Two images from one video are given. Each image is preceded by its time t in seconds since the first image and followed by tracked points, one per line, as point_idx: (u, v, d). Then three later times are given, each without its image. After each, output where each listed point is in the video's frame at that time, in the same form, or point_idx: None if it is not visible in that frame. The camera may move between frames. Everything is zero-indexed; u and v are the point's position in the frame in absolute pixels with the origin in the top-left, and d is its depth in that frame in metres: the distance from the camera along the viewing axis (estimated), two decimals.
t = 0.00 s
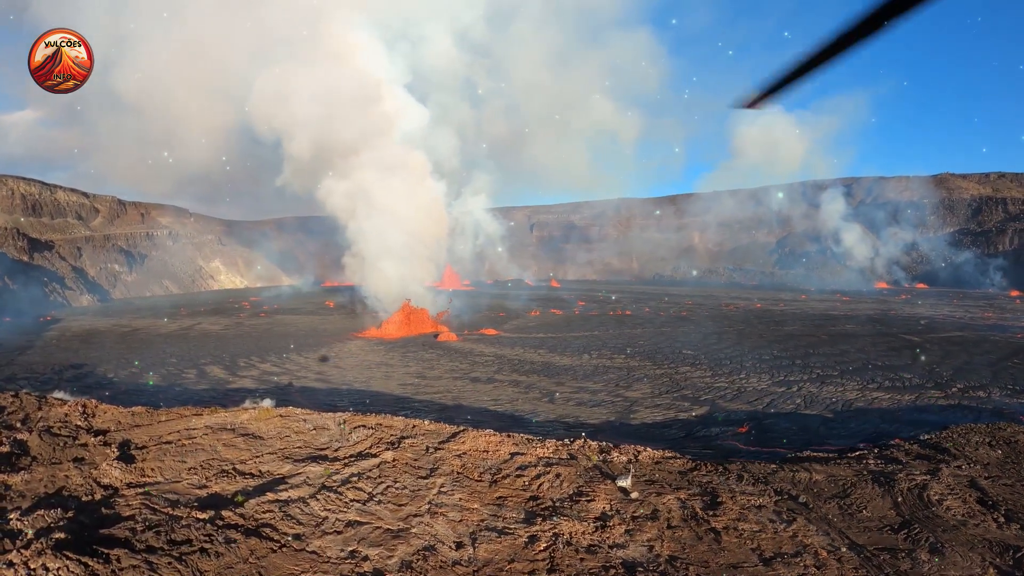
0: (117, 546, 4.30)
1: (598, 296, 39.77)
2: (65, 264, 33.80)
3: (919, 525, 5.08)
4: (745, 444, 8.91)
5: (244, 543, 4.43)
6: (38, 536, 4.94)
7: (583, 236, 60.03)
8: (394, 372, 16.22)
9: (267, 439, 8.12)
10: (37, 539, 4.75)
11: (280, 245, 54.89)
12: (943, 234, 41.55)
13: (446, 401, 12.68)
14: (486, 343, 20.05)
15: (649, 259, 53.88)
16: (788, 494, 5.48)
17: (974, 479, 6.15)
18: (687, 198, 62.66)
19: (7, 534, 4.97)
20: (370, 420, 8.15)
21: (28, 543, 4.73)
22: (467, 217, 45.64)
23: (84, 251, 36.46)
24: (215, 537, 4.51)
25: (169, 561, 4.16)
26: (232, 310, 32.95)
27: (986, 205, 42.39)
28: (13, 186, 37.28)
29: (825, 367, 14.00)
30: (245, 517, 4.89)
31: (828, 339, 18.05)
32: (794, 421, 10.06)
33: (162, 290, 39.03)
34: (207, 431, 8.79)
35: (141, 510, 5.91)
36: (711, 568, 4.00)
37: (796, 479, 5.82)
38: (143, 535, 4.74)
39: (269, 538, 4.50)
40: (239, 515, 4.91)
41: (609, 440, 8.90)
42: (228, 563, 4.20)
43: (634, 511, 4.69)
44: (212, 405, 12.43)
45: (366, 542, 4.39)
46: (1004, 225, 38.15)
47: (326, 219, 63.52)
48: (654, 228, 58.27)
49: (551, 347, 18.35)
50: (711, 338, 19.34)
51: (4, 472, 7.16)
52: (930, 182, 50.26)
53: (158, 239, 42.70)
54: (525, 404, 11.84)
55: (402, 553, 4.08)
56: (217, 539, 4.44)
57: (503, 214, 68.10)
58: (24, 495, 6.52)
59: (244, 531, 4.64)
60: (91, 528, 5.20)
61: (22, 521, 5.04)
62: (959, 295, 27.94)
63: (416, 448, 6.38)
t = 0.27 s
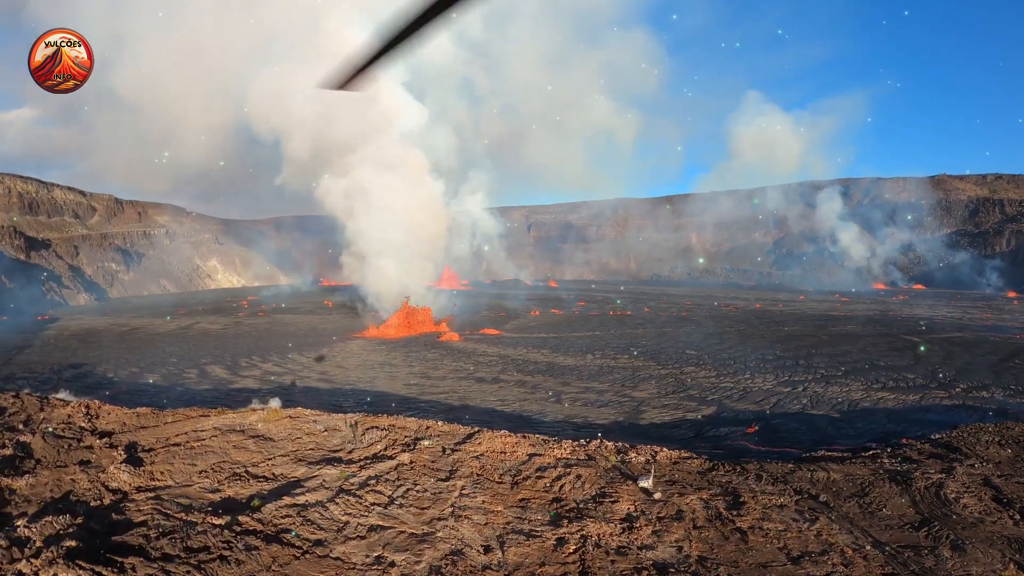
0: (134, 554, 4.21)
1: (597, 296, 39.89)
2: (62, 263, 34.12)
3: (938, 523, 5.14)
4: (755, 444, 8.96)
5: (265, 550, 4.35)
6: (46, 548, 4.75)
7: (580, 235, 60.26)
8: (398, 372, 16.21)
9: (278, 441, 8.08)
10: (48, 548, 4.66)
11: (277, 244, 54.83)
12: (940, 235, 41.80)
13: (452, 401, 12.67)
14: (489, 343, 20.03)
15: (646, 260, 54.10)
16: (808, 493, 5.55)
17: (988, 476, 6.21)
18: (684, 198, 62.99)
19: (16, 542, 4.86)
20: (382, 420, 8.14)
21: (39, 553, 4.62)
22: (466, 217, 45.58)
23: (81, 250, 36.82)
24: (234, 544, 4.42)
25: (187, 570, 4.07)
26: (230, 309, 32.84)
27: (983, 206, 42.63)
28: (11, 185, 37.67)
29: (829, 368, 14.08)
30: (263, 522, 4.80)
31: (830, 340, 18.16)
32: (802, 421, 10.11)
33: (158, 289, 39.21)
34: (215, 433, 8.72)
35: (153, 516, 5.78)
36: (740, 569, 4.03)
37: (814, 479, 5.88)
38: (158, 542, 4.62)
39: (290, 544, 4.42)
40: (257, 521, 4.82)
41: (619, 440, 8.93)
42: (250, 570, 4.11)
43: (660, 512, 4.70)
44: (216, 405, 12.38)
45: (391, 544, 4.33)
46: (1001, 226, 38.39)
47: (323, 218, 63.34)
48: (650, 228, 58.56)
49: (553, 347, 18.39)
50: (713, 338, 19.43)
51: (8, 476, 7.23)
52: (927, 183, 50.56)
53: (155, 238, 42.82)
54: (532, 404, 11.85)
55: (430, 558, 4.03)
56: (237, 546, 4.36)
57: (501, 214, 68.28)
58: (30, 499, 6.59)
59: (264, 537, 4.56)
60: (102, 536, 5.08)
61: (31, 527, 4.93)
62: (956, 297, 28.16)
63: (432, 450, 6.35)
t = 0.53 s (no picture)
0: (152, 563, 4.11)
1: (598, 296, 39.92)
2: (60, 261, 34.00)
3: (957, 520, 5.20)
4: (765, 445, 9.00)
5: (289, 556, 4.27)
6: (57, 558, 4.62)
7: (579, 235, 60.40)
8: (403, 372, 16.19)
9: (290, 443, 8.02)
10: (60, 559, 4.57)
11: (276, 243, 54.68)
12: (938, 236, 42.06)
13: (459, 401, 12.65)
14: (492, 343, 20.02)
15: (644, 260, 54.24)
16: (828, 493, 5.60)
17: (1002, 474, 6.27)
18: (682, 199, 63.23)
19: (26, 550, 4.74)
20: (396, 421, 8.13)
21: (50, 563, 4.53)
22: (466, 217, 45.54)
23: (79, 248, 36.71)
24: (256, 551, 4.33)
25: None
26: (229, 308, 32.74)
27: (982, 208, 42.91)
28: (9, 182, 37.59)
29: (833, 368, 14.16)
30: (284, 528, 4.71)
31: (833, 340, 18.26)
32: (810, 422, 10.17)
33: (156, 288, 39.12)
34: (225, 435, 8.63)
35: (168, 520, 5.64)
36: (768, 570, 4.07)
37: (833, 479, 5.93)
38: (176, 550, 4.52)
39: (314, 550, 4.34)
40: (279, 526, 4.74)
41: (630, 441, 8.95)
42: None
43: (685, 513, 4.73)
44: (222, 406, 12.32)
45: (418, 549, 4.28)
46: (999, 228, 38.65)
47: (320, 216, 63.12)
48: (649, 228, 58.77)
49: (557, 347, 18.42)
50: (716, 338, 19.51)
51: (13, 477, 6.93)
52: (925, 185, 50.87)
53: (153, 236, 42.71)
54: (540, 404, 11.86)
55: (460, 563, 4.00)
56: (259, 552, 4.27)
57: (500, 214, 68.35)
58: (36, 504, 6.32)
59: (287, 544, 4.48)
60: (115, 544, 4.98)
61: (40, 535, 4.83)
62: (955, 298, 28.35)
63: (451, 452, 6.32)
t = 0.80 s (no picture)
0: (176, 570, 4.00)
1: (599, 296, 39.98)
2: (59, 260, 33.84)
3: (979, 518, 5.25)
4: (778, 444, 9.03)
5: (316, 563, 4.19)
6: (73, 567, 4.55)
7: (578, 235, 60.51)
8: (408, 372, 16.18)
9: (305, 445, 7.94)
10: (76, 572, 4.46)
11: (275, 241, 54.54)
12: (937, 238, 42.31)
13: (467, 402, 12.65)
14: (497, 343, 20.02)
15: (644, 261, 54.33)
16: (850, 492, 5.64)
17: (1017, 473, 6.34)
18: (681, 199, 63.41)
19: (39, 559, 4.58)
20: (411, 423, 8.11)
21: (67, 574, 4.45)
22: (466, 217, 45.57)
23: (78, 246, 36.56)
24: (281, 558, 4.24)
25: None
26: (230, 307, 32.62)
27: (981, 209, 43.19)
28: (8, 180, 37.46)
29: (839, 369, 14.23)
30: (308, 533, 4.63)
31: (837, 341, 18.36)
32: (820, 422, 10.22)
33: (155, 287, 39.04)
34: (236, 436, 8.46)
35: (185, 526, 5.51)
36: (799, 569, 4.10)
37: (853, 478, 5.97)
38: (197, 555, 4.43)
39: (342, 556, 4.26)
40: (302, 532, 4.66)
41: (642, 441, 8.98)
42: None
43: (712, 513, 4.75)
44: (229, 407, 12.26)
45: (448, 553, 4.23)
46: (998, 230, 38.89)
47: (319, 215, 62.97)
48: (648, 228, 58.90)
49: (562, 347, 18.44)
50: (721, 339, 19.57)
51: (19, 483, 6.63)
52: (924, 186, 51.13)
53: (152, 235, 42.58)
54: (549, 405, 11.87)
55: (492, 567, 3.95)
56: (286, 559, 4.18)
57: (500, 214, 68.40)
58: (45, 510, 6.05)
59: (312, 550, 4.40)
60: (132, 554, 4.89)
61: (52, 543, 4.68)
62: (955, 299, 28.54)
63: (471, 454, 6.30)
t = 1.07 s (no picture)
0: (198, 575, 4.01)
1: (600, 297, 40.03)
2: (59, 259, 33.71)
3: (999, 516, 5.31)
4: (790, 445, 9.09)
5: (346, 570, 4.16)
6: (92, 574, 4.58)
7: (578, 235, 60.59)
8: (415, 373, 16.18)
9: (321, 447, 7.91)
10: None
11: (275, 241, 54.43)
12: (937, 240, 42.52)
13: (477, 402, 12.66)
14: (502, 343, 20.04)
15: (644, 262, 54.42)
16: (871, 492, 5.70)
17: None
18: (681, 200, 63.57)
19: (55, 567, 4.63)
20: (428, 424, 8.12)
21: None
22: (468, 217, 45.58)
23: (78, 245, 36.41)
24: (310, 566, 4.19)
25: None
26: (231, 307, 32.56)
27: (981, 211, 43.43)
28: (7, 178, 37.33)
29: (846, 370, 14.30)
30: (335, 540, 4.60)
31: (842, 342, 18.44)
32: (830, 423, 10.30)
33: (156, 286, 38.97)
34: (250, 438, 8.38)
35: (204, 533, 5.47)
36: (831, 569, 4.14)
37: (872, 478, 6.02)
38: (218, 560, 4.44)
39: (372, 563, 4.23)
40: (328, 538, 4.63)
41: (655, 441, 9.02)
42: None
43: (740, 514, 4.80)
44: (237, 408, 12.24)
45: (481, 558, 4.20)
46: (998, 232, 39.11)
47: (319, 215, 62.82)
48: (648, 228, 59.03)
49: (568, 348, 18.48)
50: (726, 339, 19.64)
51: (27, 486, 6.42)
52: (924, 187, 51.33)
53: (152, 234, 42.46)
54: (559, 406, 11.90)
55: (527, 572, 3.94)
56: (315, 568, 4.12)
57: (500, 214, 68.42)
58: (55, 515, 5.97)
59: (340, 558, 4.35)
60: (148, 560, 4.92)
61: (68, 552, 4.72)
62: (956, 300, 28.67)
63: (493, 455, 6.30)
